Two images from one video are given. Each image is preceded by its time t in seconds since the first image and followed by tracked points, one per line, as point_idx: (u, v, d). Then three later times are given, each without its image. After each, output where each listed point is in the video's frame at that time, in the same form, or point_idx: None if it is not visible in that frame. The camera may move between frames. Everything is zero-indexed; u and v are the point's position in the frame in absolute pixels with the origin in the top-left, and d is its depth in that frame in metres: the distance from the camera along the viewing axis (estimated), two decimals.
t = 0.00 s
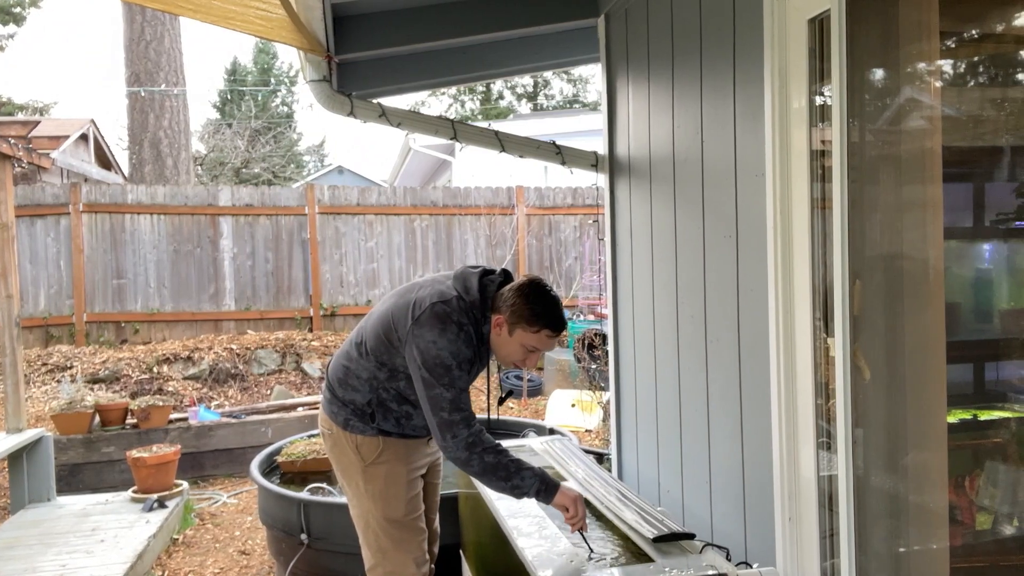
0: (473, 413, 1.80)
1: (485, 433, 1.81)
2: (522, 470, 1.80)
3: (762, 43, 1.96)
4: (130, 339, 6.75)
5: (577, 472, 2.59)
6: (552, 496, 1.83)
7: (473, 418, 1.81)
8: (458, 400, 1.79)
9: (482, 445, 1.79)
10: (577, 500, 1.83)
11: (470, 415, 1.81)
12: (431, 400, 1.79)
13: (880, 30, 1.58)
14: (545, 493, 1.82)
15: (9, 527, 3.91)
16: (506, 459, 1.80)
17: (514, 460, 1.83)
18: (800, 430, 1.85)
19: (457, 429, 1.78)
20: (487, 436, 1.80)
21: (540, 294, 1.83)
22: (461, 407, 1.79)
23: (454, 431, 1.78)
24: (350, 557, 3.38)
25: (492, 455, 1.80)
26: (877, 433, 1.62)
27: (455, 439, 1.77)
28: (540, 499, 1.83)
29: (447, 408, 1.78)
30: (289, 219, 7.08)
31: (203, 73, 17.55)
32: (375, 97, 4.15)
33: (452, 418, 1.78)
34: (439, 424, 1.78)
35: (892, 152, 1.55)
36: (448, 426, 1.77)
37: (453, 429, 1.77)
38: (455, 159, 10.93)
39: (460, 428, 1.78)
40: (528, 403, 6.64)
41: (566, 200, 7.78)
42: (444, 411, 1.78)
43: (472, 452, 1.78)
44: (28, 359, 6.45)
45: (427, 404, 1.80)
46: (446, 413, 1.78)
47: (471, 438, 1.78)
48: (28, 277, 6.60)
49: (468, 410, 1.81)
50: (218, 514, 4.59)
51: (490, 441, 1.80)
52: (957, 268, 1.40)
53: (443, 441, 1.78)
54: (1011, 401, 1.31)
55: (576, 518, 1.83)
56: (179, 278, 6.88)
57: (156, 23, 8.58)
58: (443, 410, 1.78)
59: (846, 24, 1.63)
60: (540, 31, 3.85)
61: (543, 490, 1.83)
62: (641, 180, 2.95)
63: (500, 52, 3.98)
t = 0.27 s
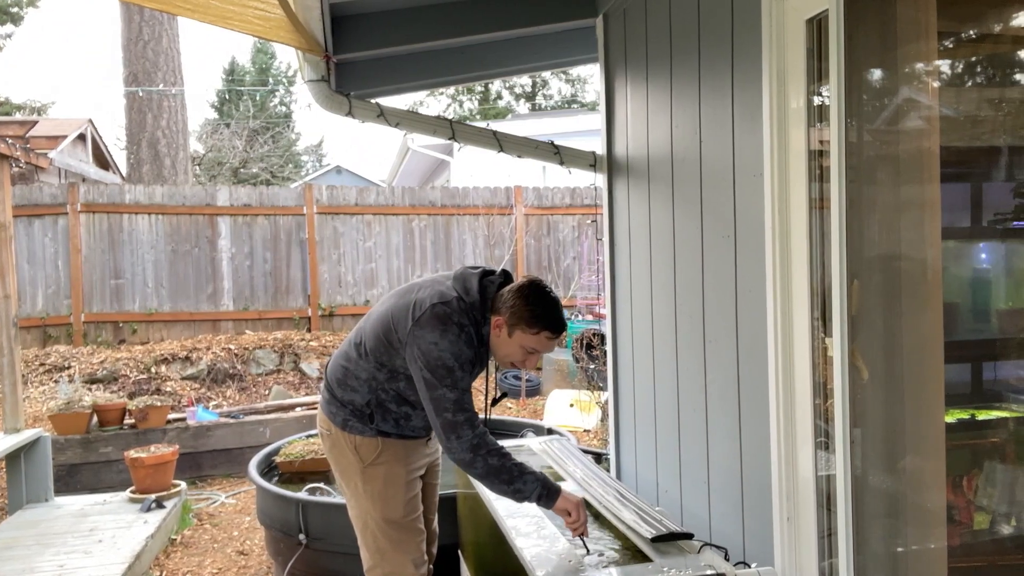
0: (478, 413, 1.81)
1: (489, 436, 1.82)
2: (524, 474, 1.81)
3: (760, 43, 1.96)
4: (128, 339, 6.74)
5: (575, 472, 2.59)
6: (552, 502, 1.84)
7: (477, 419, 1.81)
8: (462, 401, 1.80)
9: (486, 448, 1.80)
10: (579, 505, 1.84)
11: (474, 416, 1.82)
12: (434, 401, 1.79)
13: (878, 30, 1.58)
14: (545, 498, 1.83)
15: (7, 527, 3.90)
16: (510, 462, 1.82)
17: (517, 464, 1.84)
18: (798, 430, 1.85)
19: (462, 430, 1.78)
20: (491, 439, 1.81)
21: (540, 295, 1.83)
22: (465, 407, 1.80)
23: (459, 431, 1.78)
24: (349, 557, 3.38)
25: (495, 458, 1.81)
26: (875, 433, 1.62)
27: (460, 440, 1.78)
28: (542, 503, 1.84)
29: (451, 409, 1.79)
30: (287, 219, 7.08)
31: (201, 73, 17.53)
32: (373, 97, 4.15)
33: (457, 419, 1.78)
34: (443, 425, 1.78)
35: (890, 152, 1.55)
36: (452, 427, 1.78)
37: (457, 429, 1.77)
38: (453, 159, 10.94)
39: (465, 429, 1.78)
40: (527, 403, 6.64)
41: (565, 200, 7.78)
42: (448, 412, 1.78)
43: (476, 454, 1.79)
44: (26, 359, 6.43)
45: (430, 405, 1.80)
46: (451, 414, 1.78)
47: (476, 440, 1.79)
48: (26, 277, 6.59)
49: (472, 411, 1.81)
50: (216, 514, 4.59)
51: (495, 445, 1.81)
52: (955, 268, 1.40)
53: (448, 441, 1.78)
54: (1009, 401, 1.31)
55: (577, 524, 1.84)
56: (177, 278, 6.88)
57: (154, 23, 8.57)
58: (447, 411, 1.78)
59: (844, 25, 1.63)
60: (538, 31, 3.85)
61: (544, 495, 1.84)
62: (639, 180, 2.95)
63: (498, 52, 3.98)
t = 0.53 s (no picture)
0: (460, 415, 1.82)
1: (464, 433, 1.81)
2: (501, 463, 1.82)
3: (758, 43, 1.96)
4: (125, 339, 6.73)
5: (572, 472, 2.58)
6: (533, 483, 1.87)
7: (456, 422, 1.81)
8: (445, 403, 1.79)
9: (459, 447, 1.79)
10: (559, 482, 1.86)
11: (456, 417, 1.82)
12: (419, 403, 1.79)
13: (876, 30, 1.58)
14: (526, 482, 1.85)
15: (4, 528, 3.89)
16: (485, 456, 1.82)
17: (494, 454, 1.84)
18: (796, 430, 1.86)
19: (435, 433, 1.78)
20: (464, 437, 1.80)
21: (540, 292, 1.83)
22: (445, 412, 1.79)
23: (434, 435, 1.78)
24: (347, 557, 3.37)
25: (470, 456, 1.81)
26: (872, 433, 1.62)
27: (433, 443, 1.78)
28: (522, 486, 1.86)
29: (431, 412, 1.78)
30: (285, 218, 7.08)
31: (198, 73, 17.51)
32: (371, 97, 4.14)
33: (434, 422, 1.78)
34: (422, 427, 1.79)
35: (888, 152, 1.55)
36: (427, 429, 1.78)
37: (433, 433, 1.78)
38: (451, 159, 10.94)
39: (439, 432, 1.79)
40: (525, 403, 6.64)
41: (563, 200, 7.78)
42: (428, 415, 1.78)
43: (449, 454, 1.78)
44: (23, 359, 6.40)
45: (414, 406, 1.80)
46: (430, 417, 1.79)
47: (449, 441, 1.79)
48: (23, 277, 6.57)
49: (454, 414, 1.81)
50: (214, 514, 4.58)
51: (468, 443, 1.80)
52: (952, 268, 1.41)
53: (423, 443, 1.79)
54: (1008, 401, 1.32)
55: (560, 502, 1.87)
56: (174, 278, 6.87)
57: (151, 22, 8.55)
58: (427, 414, 1.78)
59: (842, 25, 1.63)
60: (537, 31, 3.85)
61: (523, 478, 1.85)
62: (637, 180, 2.94)
63: (496, 52, 3.98)
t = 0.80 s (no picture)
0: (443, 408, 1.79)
1: (436, 424, 1.76)
2: (478, 446, 1.79)
3: (754, 43, 1.97)
4: (121, 339, 6.71)
5: (568, 472, 2.59)
6: (511, 461, 1.85)
7: (434, 417, 1.77)
8: (427, 400, 1.77)
9: (432, 438, 1.75)
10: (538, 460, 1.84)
11: (438, 412, 1.79)
12: (403, 399, 1.77)
13: (871, 30, 1.58)
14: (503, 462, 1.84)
15: None
16: (460, 443, 1.77)
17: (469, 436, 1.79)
18: (792, 430, 1.86)
19: (411, 428, 1.75)
20: (437, 428, 1.75)
21: (536, 282, 1.84)
22: (425, 409, 1.76)
23: (408, 431, 1.75)
24: (343, 558, 3.37)
25: (445, 446, 1.76)
26: (868, 433, 1.62)
27: (408, 438, 1.75)
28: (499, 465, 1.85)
29: (410, 407, 1.76)
30: (281, 219, 7.07)
31: (194, 72, 17.48)
32: (367, 97, 4.14)
33: (412, 419, 1.75)
34: (400, 422, 1.77)
35: (883, 153, 1.56)
36: (404, 423, 1.76)
37: (409, 428, 1.75)
38: (447, 159, 10.93)
39: (415, 426, 1.75)
40: (521, 403, 6.64)
41: (559, 200, 7.78)
42: (407, 410, 1.76)
43: (423, 446, 1.75)
44: (18, 360, 6.37)
45: (397, 401, 1.78)
46: (409, 413, 1.76)
47: (422, 433, 1.75)
48: (18, 277, 6.54)
49: (434, 410, 1.78)
50: (210, 515, 4.57)
51: (441, 432, 1.75)
52: (948, 267, 1.41)
53: (399, 438, 1.77)
54: (1003, 400, 1.31)
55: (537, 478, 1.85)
56: (170, 278, 6.85)
57: (147, 22, 8.53)
58: (407, 408, 1.76)
59: (838, 24, 1.64)
60: (533, 31, 3.85)
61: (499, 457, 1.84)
62: (633, 180, 2.95)
63: (493, 52, 3.98)
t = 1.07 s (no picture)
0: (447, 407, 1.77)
1: (443, 421, 1.73)
2: (487, 441, 1.72)
3: (748, 43, 1.98)
4: (115, 340, 6.68)
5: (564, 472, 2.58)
6: (521, 456, 1.76)
7: (442, 414, 1.75)
8: (433, 398, 1.76)
9: (439, 435, 1.71)
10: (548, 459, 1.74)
11: (444, 411, 1.77)
12: (409, 398, 1.76)
13: (866, 30, 1.58)
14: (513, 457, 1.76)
15: None
16: (468, 439, 1.71)
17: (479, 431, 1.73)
18: (787, 430, 1.86)
19: (417, 427, 1.73)
20: (445, 425, 1.71)
21: (535, 277, 1.85)
22: (431, 407, 1.75)
23: (415, 430, 1.73)
24: (338, 558, 3.36)
25: (453, 442, 1.71)
26: (862, 433, 1.63)
27: (415, 437, 1.73)
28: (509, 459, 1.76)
29: (416, 406, 1.75)
30: (276, 219, 7.06)
31: (188, 71, 17.41)
32: (362, 97, 4.13)
33: (419, 418, 1.74)
34: (407, 422, 1.75)
35: (878, 153, 1.56)
36: (411, 423, 1.74)
37: (417, 428, 1.73)
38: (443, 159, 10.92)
39: (422, 424, 1.73)
40: (516, 403, 6.65)
41: (554, 200, 7.79)
42: (414, 409, 1.75)
43: (431, 445, 1.71)
44: (12, 360, 6.33)
45: (404, 401, 1.77)
46: (415, 412, 1.75)
47: (430, 431, 1.72)
48: (11, 277, 6.51)
49: (440, 408, 1.76)
50: (205, 515, 4.56)
51: (447, 429, 1.71)
52: (942, 267, 1.41)
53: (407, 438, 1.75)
54: (996, 400, 1.33)
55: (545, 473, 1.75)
56: (164, 278, 6.83)
57: (141, 21, 8.49)
58: (413, 408, 1.75)
59: (832, 22, 1.64)
60: (528, 31, 3.85)
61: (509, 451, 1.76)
62: (628, 180, 2.96)
63: (488, 52, 3.98)
